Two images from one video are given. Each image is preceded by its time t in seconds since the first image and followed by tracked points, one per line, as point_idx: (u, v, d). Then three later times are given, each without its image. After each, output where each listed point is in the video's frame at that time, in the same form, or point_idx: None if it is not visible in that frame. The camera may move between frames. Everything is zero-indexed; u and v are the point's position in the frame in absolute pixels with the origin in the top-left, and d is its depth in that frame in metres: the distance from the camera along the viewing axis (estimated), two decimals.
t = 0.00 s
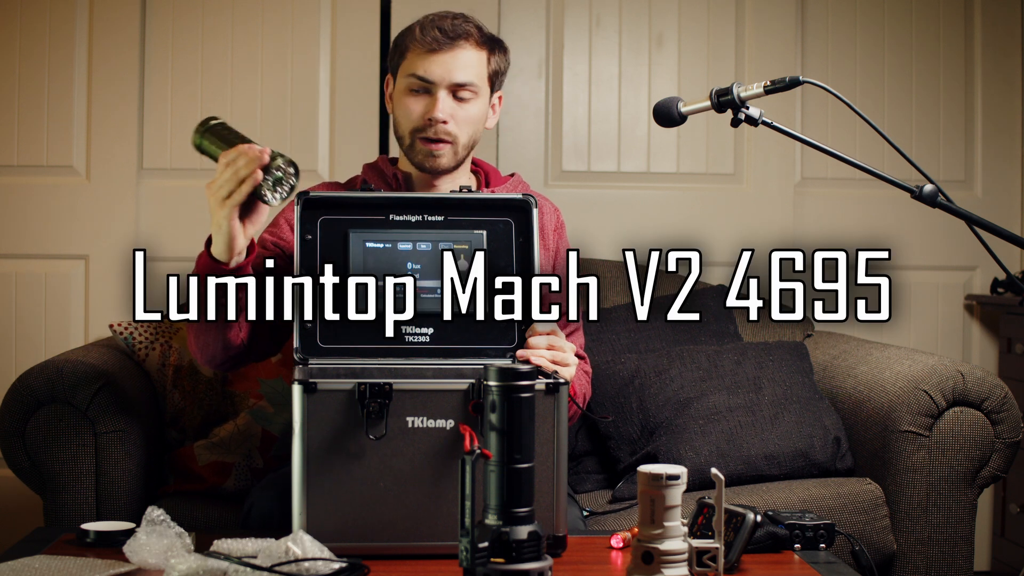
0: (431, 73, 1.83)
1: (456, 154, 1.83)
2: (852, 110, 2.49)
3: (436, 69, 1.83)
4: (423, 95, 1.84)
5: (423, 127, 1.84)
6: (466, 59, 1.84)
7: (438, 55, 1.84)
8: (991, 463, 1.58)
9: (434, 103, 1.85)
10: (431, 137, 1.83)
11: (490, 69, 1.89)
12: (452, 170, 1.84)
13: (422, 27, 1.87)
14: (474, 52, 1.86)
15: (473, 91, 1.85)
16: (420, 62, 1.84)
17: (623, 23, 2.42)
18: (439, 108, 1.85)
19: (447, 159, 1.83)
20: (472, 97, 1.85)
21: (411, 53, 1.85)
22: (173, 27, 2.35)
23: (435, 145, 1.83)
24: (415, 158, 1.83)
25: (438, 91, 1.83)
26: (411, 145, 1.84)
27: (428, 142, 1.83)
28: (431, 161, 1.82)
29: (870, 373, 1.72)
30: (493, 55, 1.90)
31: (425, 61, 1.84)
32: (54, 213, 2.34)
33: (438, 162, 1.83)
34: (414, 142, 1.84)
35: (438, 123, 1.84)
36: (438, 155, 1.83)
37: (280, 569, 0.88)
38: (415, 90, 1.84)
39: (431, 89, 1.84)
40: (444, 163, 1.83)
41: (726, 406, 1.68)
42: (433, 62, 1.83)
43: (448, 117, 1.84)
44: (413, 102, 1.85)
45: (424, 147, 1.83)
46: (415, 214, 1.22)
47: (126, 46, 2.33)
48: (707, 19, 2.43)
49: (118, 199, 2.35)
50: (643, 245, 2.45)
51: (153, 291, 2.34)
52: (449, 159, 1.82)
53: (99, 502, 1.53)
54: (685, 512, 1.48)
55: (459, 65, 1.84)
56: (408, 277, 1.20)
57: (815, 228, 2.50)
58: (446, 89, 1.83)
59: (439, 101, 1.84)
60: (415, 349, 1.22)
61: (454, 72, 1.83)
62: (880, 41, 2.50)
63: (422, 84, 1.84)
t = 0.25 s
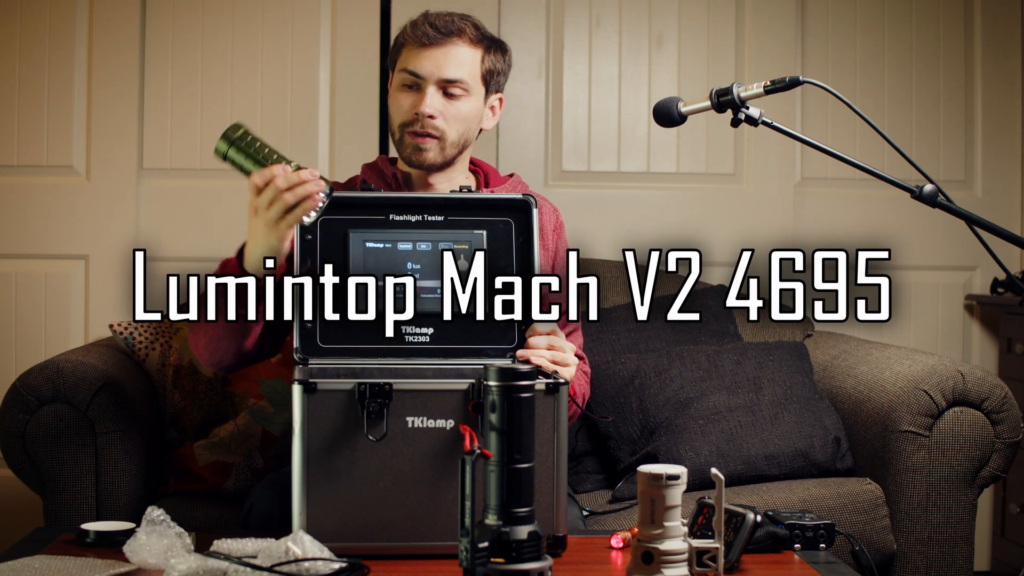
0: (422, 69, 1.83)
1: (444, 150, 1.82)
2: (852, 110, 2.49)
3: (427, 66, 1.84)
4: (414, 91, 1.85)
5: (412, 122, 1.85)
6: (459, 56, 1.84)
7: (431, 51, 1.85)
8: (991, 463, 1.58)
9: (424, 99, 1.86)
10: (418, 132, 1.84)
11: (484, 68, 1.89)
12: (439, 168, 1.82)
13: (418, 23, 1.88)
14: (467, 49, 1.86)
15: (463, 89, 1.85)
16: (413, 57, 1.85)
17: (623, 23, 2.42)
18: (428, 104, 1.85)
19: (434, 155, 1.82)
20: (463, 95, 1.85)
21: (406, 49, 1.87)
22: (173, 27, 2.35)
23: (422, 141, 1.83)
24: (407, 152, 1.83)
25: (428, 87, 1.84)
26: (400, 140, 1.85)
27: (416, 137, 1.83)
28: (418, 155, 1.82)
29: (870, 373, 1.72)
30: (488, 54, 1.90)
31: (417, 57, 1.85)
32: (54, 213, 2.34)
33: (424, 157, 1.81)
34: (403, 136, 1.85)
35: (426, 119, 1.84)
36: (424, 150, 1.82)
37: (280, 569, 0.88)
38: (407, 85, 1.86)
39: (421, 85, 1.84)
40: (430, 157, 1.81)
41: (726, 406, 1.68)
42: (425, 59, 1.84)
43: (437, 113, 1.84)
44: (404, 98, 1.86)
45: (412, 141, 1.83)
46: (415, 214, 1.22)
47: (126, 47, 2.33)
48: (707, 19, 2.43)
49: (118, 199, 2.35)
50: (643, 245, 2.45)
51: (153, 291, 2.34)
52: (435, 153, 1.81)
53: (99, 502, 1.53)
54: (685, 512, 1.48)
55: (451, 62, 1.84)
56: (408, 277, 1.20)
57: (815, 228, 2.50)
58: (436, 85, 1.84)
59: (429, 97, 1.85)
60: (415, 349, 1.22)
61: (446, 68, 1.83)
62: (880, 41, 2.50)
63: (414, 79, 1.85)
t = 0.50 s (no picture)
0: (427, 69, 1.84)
1: (445, 150, 1.82)
2: (852, 110, 2.49)
3: (433, 66, 1.84)
4: (419, 91, 1.86)
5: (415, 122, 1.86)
6: (465, 58, 1.85)
7: (437, 51, 1.85)
8: (991, 463, 1.58)
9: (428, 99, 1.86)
10: (421, 132, 1.84)
11: (489, 70, 1.89)
12: (438, 167, 1.82)
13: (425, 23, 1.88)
14: (473, 51, 1.86)
15: (468, 91, 1.85)
16: (418, 57, 1.85)
17: (623, 23, 2.42)
18: (433, 105, 1.86)
19: (435, 155, 1.82)
20: (467, 96, 1.85)
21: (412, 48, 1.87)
22: (173, 27, 2.35)
23: (425, 141, 1.83)
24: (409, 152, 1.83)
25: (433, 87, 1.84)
26: (402, 138, 1.85)
27: (419, 138, 1.83)
28: (419, 154, 1.82)
29: (870, 373, 1.72)
30: (493, 56, 1.90)
31: (422, 57, 1.85)
32: (54, 213, 2.34)
33: (425, 158, 1.82)
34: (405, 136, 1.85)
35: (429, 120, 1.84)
36: (426, 150, 1.82)
37: (280, 569, 0.88)
38: (412, 85, 1.86)
39: (426, 85, 1.85)
40: (431, 158, 1.81)
41: (726, 406, 1.68)
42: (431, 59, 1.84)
43: (441, 114, 1.85)
44: (408, 97, 1.86)
45: (415, 141, 1.84)
46: (415, 214, 1.22)
47: (126, 47, 2.33)
48: (707, 19, 2.43)
49: (118, 199, 2.35)
50: (643, 245, 2.45)
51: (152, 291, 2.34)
52: (436, 154, 1.81)
53: (99, 502, 1.53)
54: (685, 512, 1.48)
55: (457, 63, 1.84)
56: (408, 277, 1.20)
57: (815, 228, 2.50)
58: (441, 86, 1.84)
59: (433, 97, 1.85)
60: (415, 349, 1.22)
61: (451, 69, 1.84)
62: (880, 41, 2.50)
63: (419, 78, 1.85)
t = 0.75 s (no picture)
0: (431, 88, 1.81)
1: (454, 165, 1.84)
2: (852, 110, 2.49)
3: (437, 84, 1.82)
4: (422, 108, 1.84)
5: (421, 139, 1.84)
6: (468, 73, 1.82)
7: (439, 68, 1.81)
8: (991, 463, 1.58)
9: (434, 116, 1.84)
10: (430, 150, 1.83)
11: (489, 79, 1.87)
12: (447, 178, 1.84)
13: (423, 37, 1.84)
14: (475, 64, 1.84)
15: (473, 106, 1.84)
16: (420, 75, 1.82)
17: (623, 23, 2.42)
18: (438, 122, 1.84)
19: (446, 170, 1.83)
20: (472, 111, 1.84)
21: (411, 64, 1.83)
22: (173, 27, 2.35)
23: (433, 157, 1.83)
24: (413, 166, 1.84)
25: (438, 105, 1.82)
26: (407, 154, 1.84)
27: (427, 154, 1.83)
28: (430, 171, 1.83)
29: (870, 373, 1.72)
30: (493, 63, 1.88)
31: (425, 75, 1.82)
32: (54, 213, 2.34)
33: (436, 173, 1.83)
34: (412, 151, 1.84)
35: (437, 137, 1.83)
36: (436, 165, 1.83)
37: (280, 569, 0.88)
38: (415, 102, 1.83)
39: (431, 103, 1.83)
40: (443, 173, 1.83)
41: (727, 406, 1.68)
42: (433, 77, 1.81)
43: (448, 132, 1.83)
44: (412, 114, 1.84)
45: (424, 158, 1.83)
46: (415, 214, 1.22)
47: (125, 46, 2.33)
48: (707, 19, 2.43)
49: (118, 199, 2.35)
50: (643, 245, 2.45)
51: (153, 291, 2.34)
52: (447, 169, 1.82)
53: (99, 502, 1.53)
54: (685, 512, 1.48)
55: (461, 79, 1.82)
56: (408, 277, 1.20)
57: (815, 228, 2.50)
58: (446, 103, 1.83)
59: (439, 115, 1.84)
60: (414, 349, 1.22)
61: (456, 86, 1.81)
62: (880, 41, 2.50)
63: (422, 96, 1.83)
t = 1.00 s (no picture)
0: (422, 91, 1.82)
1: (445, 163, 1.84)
2: (852, 110, 2.49)
3: (428, 88, 1.82)
4: (413, 112, 1.85)
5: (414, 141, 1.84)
6: (458, 75, 1.84)
7: (429, 72, 1.82)
8: (991, 463, 1.58)
9: (425, 119, 1.86)
10: (423, 152, 1.83)
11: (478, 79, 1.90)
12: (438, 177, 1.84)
13: (411, 40, 1.84)
14: (464, 66, 1.86)
15: (463, 108, 1.87)
16: (411, 79, 1.83)
17: (623, 23, 2.42)
18: (430, 125, 1.85)
19: (438, 170, 1.83)
20: (461, 112, 1.87)
21: (401, 70, 1.85)
22: (173, 27, 2.35)
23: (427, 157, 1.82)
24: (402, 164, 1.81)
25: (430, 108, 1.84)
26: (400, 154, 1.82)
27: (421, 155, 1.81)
28: (422, 171, 1.81)
29: (870, 373, 1.72)
30: (480, 61, 1.90)
31: (416, 80, 1.83)
32: (54, 213, 2.34)
33: (429, 172, 1.82)
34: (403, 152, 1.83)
35: (430, 141, 1.85)
36: (429, 165, 1.82)
37: (280, 569, 0.88)
38: (406, 106, 1.85)
39: (422, 106, 1.84)
40: (435, 172, 1.82)
41: (726, 405, 1.68)
42: (424, 80, 1.82)
43: (440, 135, 1.86)
44: (404, 118, 1.86)
45: (416, 158, 1.81)
46: (415, 214, 1.22)
47: (125, 47, 2.33)
48: (707, 19, 2.43)
49: (118, 199, 2.35)
50: (643, 245, 2.45)
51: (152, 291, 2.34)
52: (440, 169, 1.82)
53: (99, 502, 1.53)
54: (685, 512, 1.48)
55: (450, 82, 1.84)
56: (408, 277, 1.20)
57: (815, 227, 2.50)
58: (437, 107, 1.84)
59: (431, 119, 1.85)
60: (414, 349, 1.22)
61: (447, 89, 1.83)
62: (880, 41, 2.50)
63: (413, 100, 1.84)
